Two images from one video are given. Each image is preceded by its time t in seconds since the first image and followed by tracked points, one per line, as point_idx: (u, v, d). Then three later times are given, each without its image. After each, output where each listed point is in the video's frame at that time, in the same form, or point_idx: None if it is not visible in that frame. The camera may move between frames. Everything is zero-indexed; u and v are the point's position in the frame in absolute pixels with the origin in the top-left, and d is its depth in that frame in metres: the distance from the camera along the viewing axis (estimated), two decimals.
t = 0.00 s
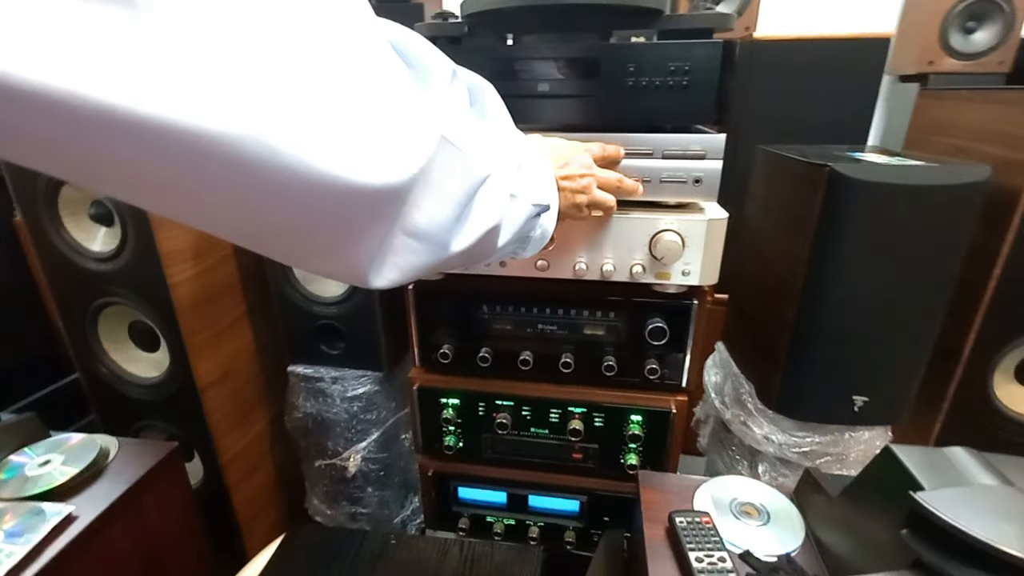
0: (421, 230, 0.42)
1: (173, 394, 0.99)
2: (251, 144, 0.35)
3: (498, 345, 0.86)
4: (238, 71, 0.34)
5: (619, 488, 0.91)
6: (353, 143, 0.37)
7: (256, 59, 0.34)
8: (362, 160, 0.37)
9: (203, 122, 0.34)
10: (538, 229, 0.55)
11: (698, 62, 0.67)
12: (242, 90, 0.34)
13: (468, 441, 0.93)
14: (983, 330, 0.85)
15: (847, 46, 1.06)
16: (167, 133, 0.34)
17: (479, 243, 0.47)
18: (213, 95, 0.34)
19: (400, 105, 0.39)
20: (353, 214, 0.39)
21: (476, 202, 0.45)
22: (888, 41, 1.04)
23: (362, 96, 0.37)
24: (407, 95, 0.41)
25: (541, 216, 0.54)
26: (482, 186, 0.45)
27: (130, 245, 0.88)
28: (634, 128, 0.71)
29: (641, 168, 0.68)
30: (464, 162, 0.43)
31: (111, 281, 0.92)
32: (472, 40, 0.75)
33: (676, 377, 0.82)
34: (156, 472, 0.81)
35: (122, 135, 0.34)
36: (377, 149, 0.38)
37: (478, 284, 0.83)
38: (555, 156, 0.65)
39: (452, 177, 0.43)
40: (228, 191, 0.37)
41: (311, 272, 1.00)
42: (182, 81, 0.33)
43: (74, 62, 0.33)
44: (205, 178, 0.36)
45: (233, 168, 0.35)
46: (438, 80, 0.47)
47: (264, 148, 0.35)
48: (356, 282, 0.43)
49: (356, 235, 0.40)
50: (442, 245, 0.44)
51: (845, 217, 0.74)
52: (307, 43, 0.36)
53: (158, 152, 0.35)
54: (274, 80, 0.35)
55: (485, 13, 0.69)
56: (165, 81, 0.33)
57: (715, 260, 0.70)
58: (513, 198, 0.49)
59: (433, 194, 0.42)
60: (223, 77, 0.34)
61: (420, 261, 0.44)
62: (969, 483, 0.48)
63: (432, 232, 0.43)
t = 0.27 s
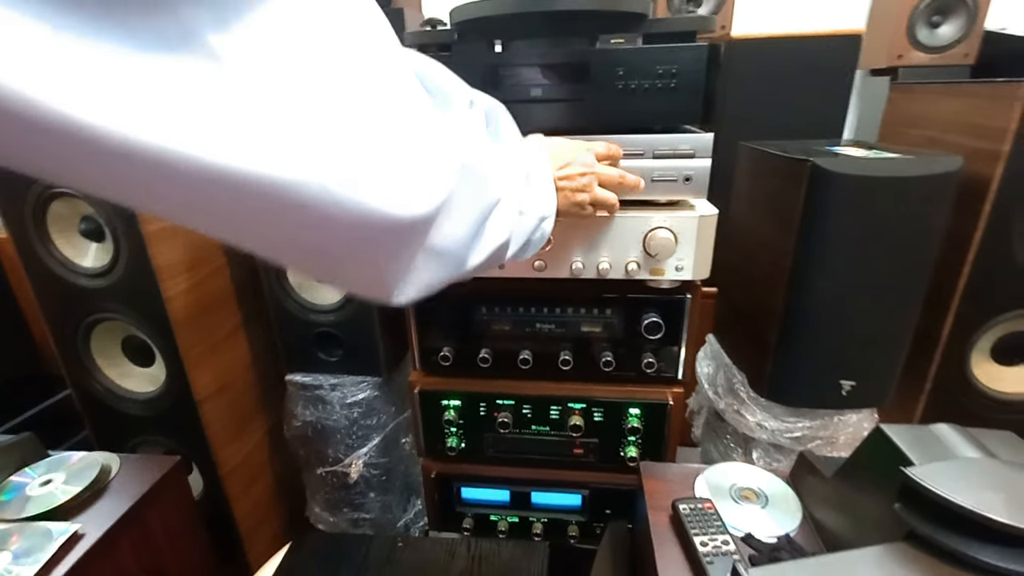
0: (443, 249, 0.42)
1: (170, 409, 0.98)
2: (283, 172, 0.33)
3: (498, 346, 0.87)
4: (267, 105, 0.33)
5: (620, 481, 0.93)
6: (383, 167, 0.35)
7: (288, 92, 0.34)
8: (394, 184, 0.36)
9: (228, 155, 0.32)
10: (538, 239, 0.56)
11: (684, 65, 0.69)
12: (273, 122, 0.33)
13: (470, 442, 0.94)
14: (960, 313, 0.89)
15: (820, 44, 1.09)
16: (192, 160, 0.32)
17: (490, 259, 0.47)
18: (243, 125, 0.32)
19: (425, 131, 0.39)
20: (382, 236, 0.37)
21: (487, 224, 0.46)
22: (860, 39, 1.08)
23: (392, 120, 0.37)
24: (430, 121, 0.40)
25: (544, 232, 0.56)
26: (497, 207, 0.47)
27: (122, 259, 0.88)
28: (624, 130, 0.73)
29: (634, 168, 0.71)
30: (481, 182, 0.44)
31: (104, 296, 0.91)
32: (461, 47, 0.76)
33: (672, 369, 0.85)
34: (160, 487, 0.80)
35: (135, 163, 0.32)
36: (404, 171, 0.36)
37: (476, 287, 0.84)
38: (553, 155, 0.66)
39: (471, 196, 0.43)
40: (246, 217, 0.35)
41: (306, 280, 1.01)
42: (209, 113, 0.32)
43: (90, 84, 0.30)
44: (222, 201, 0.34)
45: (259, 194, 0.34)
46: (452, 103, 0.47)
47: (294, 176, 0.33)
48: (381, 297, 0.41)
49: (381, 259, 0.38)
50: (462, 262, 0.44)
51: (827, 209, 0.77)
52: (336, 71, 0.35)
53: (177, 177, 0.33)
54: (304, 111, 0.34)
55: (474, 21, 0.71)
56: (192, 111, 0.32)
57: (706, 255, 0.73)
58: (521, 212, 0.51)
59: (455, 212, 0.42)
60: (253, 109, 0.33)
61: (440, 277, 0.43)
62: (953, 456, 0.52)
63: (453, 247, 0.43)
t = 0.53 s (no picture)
0: (418, 379, 0.39)
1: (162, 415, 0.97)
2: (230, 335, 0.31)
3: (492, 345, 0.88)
4: (224, 264, 0.31)
5: (612, 476, 0.95)
6: (345, 318, 0.33)
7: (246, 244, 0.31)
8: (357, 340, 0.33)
9: (161, 324, 0.30)
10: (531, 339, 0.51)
11: (672, 71, 0.71)
12: (225, 282, 0.31)
13: (465, 440, 0.95)
14: (936, 308, 0.92)
15: (802, 47, 1.13)
16: (131, 325, 0.30)
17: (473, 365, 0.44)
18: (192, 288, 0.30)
19: (404, 265, 0.35)
20: (344, 382, 0.35)
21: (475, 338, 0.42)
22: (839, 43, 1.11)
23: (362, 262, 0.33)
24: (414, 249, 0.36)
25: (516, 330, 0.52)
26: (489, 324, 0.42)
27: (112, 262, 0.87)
28: (615, 133, 0.75)
29: (624, 171, 0.73)
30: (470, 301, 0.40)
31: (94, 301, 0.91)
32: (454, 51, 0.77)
33: (663, 366, 0.87)
34: (155, 490, 0.80)
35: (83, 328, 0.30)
36: (370, 321, 0.33)
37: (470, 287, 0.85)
38: (507, 216, 0.57)
39: (456, 320, 0.39)
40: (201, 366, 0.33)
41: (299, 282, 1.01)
42: (160, 273, 0.30)
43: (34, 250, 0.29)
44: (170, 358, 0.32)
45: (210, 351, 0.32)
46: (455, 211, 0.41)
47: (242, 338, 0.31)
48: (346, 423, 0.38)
49: (342, 398, 0.36)
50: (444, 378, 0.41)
51: (810, 210, 0.80)
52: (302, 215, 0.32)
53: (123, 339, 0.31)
54: (261, 267, 0.31)
55: (466, 26, 0.72)
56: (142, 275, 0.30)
57: (695, 254, 0.75)
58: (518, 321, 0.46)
59: (433, 338, 0.38)
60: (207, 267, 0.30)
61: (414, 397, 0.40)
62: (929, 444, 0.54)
63: (431, 371, 0.39)
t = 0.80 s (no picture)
0: (399, 412, 0.42)
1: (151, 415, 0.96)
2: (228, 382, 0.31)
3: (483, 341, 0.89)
4: (218, 308, 0.30)
5: (602, 470, 0.96)
6: (339, 360, 0.34)
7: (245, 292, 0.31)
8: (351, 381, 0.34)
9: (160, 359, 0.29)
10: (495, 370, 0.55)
11: (659, 72, 0.73)
12: (224, 328, 0.31)
13: (456, 436, 0.96)
14: (915, 303, 0.95)
15: (785, 49, 1.15)
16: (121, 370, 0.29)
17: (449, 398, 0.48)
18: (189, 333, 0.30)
19: (395, 301, 0.38)
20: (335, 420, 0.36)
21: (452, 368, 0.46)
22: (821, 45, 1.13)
23: (356, 311, 0.35)
24: (398, 294, 0.38)
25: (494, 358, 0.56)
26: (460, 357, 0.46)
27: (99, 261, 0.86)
28: (602, 131, 0.76)
29: (612, 169, 0.75)
30: (448, 340, 0.43)
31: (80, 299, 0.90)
32: (444, 51, 0.78)
33: (651, 361, 0.88)
34: (146, 489, 0.80)
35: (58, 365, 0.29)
36: (363, 361, 0.35)
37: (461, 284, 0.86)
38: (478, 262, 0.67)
39: (435, 356, 0.43)
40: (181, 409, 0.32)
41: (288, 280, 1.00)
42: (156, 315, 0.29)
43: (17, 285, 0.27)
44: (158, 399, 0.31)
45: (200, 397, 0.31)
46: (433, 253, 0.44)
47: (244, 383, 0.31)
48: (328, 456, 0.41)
49: (328, 429, 0.37)
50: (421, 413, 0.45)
51: (793, 207, 0.82)
52: (300, 269, 0.33)
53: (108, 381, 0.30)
54: (260, 314, 0.32)
55: (456, 25, 0.73)
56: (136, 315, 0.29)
57: (682, 250, 0.77)
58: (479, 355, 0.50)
59: (419, 371, 0.42)
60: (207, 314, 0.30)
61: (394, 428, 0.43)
62: (907, 433, 0.57)
63: (411, 404, 0.43)
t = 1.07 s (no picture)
0: (458, 292, 0.43)
1: (151, 409, 0.96)
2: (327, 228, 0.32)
3: (484, 334, 0.89)
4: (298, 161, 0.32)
5: (603, 462, 0.97)
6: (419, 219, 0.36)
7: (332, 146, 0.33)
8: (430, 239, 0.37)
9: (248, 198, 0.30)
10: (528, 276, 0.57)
11: (660, 63, 0.73)
12: (315, 179, 0.32)
13: (457, 430, 0.96)
14: (914, 295, 0.95)
15: (783, 43, 1.15)
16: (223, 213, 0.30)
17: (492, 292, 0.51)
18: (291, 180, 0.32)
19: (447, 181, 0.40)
20: (413, 282, 0.37)
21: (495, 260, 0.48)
22: (820, 39, 1.14)
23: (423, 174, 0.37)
24: (450, 173, 0.40)
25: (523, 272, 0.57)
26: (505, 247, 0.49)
27: (99, 254, 0.86)
28: (603, 123, 0.76)
29: (614, 162, 0.74)
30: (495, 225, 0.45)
31: (79, 293, 0.89)
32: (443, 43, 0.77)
33: (652, 353, 0.88)
34: (147, 483, 0.80)
35: (168, 207, 0.29)
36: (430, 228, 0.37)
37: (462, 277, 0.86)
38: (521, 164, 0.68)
39: (485, 241, 0.44)
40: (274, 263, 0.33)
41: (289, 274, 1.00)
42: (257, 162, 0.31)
43: (130, 118, 0.27)
44: (254, 248, 0.32)
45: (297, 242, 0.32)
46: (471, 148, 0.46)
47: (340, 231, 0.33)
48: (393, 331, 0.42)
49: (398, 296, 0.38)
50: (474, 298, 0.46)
51: (793, 198, 0.82)
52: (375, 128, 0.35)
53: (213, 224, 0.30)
54: (346, 168, 0.34)
55: (456, 16, 0.73)
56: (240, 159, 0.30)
57: (683, 242, 0.77)
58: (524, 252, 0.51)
59: (471, 254, 0.44)
60: (301, 164, 0.32)
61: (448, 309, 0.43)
62: (908, 420, 0.57)
63: (466, 287, 0.44)
